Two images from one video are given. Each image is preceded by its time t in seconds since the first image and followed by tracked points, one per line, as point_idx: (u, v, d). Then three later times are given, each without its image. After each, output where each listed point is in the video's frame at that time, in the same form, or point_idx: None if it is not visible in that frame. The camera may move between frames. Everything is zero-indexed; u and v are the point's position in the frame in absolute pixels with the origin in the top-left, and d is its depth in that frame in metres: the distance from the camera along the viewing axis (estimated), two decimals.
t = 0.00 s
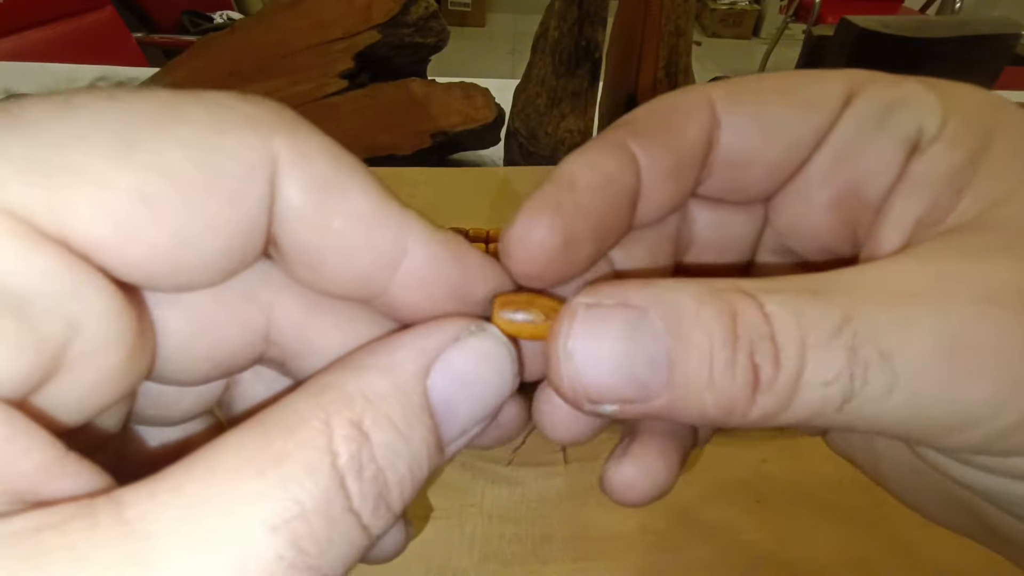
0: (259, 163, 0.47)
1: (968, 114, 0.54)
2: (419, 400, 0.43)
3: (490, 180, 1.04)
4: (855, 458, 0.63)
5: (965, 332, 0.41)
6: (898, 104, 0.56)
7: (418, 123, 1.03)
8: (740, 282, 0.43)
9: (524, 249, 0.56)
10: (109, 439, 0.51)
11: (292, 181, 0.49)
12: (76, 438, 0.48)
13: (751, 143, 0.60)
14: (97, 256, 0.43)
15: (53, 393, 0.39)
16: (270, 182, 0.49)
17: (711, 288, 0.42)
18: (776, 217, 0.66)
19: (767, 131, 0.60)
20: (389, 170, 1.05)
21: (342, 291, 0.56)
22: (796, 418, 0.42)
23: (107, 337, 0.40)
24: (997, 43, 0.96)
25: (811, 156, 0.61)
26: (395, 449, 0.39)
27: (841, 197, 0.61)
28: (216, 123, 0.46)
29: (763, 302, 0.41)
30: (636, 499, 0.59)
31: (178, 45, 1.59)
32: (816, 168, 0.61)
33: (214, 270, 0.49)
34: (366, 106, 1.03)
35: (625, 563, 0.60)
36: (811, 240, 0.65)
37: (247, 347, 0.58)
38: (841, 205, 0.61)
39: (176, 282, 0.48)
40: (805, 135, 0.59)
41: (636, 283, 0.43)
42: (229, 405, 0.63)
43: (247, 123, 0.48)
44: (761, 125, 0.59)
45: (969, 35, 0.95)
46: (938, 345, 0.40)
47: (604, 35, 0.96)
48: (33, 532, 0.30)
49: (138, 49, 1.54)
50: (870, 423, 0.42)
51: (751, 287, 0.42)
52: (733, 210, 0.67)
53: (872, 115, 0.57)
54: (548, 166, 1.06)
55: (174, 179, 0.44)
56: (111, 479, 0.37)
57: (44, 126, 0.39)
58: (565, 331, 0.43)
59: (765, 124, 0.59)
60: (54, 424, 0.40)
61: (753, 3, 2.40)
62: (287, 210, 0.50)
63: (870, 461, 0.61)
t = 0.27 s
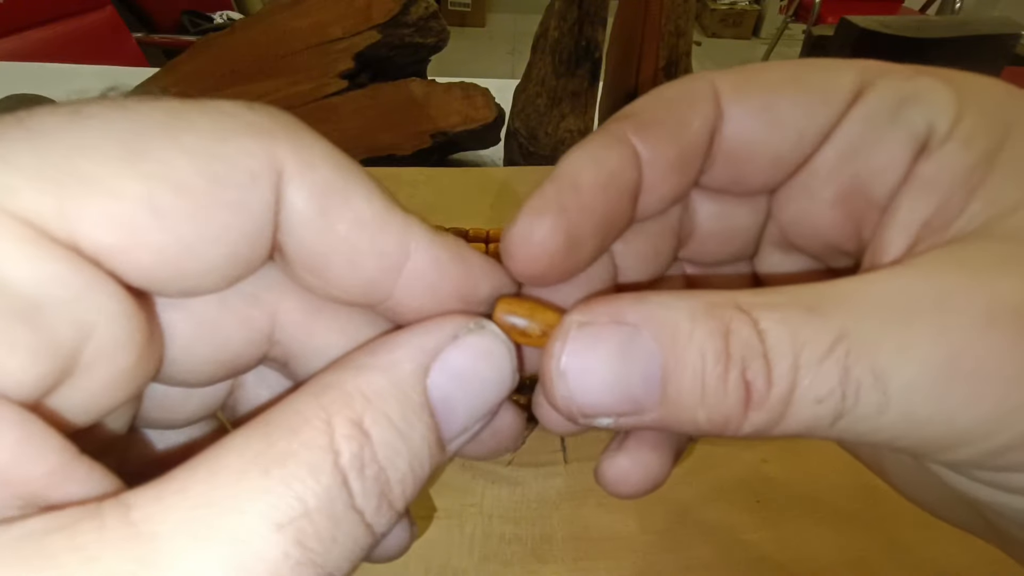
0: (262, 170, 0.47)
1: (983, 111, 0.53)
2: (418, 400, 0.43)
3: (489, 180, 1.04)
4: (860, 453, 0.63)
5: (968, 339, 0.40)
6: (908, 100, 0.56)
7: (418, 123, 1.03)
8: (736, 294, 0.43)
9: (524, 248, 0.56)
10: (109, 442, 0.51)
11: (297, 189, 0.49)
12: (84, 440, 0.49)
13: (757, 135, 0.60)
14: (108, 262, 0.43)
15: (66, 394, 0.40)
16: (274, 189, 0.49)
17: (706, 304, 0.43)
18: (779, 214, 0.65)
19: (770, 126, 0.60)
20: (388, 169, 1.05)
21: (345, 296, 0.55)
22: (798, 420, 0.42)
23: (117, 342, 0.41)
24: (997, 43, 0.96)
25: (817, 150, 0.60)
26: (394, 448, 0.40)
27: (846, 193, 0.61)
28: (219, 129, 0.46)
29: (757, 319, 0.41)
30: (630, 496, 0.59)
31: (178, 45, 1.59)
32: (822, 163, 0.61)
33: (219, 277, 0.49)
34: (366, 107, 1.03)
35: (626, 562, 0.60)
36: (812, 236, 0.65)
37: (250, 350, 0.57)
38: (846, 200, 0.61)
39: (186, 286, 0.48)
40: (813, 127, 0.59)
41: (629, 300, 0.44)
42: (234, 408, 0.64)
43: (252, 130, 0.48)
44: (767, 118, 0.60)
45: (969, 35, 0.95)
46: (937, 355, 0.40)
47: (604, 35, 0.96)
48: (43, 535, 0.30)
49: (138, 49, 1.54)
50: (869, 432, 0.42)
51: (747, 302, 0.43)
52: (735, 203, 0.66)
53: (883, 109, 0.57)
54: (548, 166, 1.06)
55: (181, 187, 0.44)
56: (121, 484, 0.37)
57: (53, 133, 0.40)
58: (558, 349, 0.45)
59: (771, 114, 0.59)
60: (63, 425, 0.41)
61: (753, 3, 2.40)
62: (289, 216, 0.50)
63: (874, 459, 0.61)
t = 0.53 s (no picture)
0: (268, 168, 0.48)
1: (980, 118, 0.53)
2: (428, 403, 0.43)
3: (489, 180, 1.04)
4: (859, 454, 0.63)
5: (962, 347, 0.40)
6: (905, 106, 0.56)
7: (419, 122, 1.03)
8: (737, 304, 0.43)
9: (526, 254, 0.56)
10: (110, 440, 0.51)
11: (301, 187, 0.50)
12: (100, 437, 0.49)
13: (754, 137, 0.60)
14: (121, 260, 0.44)
15: (79, 391, 0.41)
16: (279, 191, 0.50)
17: (703, 318, 0.43)
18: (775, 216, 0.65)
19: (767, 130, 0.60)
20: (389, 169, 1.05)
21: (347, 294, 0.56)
22: (799, 423, 0.41)
23: (130, 340, 0.42)
24: (997, 43, 0.96)
25: (816, 153, 0.61)
26: (402, 448, 0.40)
27: (841, 198, 0.61)
28: (225, 131, 0.47)
29: (754, 334, 0.41)
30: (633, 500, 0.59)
31: (179, 45, 1.59)
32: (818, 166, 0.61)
33: (229, 277, 0.50)
34: (365, 107, 1.03)
35: (626, 562, 0.60)
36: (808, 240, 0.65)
37: (256, 351, 0.58)
38: (841, 206, 0.61)
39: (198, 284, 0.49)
40: (811, 131, 0.59)
41: (625, 316, 0.44)
42: (241, 408, 0.64)
43: (255, 129, 0.49)
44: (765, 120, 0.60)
45: (969, 35, 0.95)
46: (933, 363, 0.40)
47: (604, 35, 0.96)
48: (63, 530, 0.32)
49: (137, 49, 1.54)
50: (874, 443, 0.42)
51: (744, 317, 0.42)
52: (732, 203, 0.66)
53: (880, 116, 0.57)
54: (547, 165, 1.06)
55: (190, 186, 0.45)
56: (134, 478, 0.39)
57: (66, 137, 0.41)
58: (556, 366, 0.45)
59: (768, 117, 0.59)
60: (79, 421, 0.42)
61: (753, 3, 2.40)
62: (295, 213, 0.51)
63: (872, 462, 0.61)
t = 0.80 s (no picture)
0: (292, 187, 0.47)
1: (1006, 141, 0.53)
2: (441, 409, 0.43)
3: (489, 180, 1.05)
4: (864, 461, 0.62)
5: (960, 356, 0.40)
6: (936, 131, 0.54)
7: (419, 122, 1.03)
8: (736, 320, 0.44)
9: (497, 272, 0.58)
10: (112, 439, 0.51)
11: (324, 203, 0.49)
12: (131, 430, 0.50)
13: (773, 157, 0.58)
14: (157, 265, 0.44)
15: (118, 385, 0.41)
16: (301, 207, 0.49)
17: (704, 332, 0.43)
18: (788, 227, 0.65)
19: (791, 154, 0.58)
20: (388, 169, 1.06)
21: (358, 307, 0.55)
22: (800, 427, 0.41)
23: (161, 344, 0.42)
24: (997, 42, 0.96)
25: (836, 178, 0.59)
26: (417, 451, 0.40)
27: (856, 216, 0.60)
28: (255, 145, 0.46)
29: (756, 348, 0.42)
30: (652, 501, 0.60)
31: (179, 45, 1.59)
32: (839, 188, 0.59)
33: (256, 286, 0.50)
34: (366, 106, 1.03)
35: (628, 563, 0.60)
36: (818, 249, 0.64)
37: (276, 356, 0.58)
38: (856, 224, 0.60)
39: (230, 290, 0.49)
40: (835, 156, 0.57)
41: (628, 325, 0.45)
42: (256, 410, 0.64)
43: (289, 145, 0.48)
44: (789, 144, 0.57)
45: (969, 34, 0.95)
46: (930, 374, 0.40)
47: (604, 35, 0.96)
48: (93, 521, 0.31)
49: (137, 48, 1.54)
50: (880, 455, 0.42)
51: (743, 328, 0.43)
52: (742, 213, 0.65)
53: (909, 142, 0.55)
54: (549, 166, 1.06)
55: (225, 196, 0.45)
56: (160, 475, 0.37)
57: (110, 145, 0.41)
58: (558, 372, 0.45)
59: (792, 143, 0.57)
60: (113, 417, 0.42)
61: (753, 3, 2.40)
62: (317, 230, 0.50)
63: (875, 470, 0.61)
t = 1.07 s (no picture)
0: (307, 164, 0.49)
1: (1004, 133, 0.52)
2: (445, 370, 0.43)
3: (490, 180, 1.04)
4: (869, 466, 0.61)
5: (973, 348, 0.39)
6: (920, 123, 0.55)
7: (419, 123, 1.03)
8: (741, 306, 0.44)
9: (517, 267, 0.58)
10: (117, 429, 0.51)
11: (336, 177, 0.52)
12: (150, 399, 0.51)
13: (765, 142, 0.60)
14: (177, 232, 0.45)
15: (139, 346, 0.42)
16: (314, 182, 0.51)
17: (711, 315, 0.43)
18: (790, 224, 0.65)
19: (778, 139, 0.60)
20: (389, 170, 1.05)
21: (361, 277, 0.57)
22: (798, 419, 0.41)
23: (180, 309, 0.43)
24: (997, 43, 0.96)
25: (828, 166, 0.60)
26: (424, 412, 0.40)
27: (852, 206, 0.61)
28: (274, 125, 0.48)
29: (761, 333, 0.41)
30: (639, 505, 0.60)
31: (179, 45, 1.59)
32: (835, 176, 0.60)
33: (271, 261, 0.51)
34: (366, 107, 1.03)
35: (628, 563, 0.60)
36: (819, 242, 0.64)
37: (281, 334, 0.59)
38: (857, 218, 0.61)
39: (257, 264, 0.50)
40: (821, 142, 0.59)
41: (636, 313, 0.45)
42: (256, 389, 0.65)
43: (300, 124, 0.50)
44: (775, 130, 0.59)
45: (970, 35, 0.95)
46: (940, 369, 0.39)
47: (604, 35, 0.96)
48: (108, 474, 0.30)
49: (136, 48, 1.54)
50: (876, 452, 0.41)
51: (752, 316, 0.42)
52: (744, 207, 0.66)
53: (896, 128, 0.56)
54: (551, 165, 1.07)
55: (247, 169, 0.46)
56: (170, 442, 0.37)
57: (149, 123, 0.43)
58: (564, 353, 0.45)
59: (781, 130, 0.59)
60: (134, 379, 0.43)
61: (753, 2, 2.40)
62: (329, 204, 0.52)
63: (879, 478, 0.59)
